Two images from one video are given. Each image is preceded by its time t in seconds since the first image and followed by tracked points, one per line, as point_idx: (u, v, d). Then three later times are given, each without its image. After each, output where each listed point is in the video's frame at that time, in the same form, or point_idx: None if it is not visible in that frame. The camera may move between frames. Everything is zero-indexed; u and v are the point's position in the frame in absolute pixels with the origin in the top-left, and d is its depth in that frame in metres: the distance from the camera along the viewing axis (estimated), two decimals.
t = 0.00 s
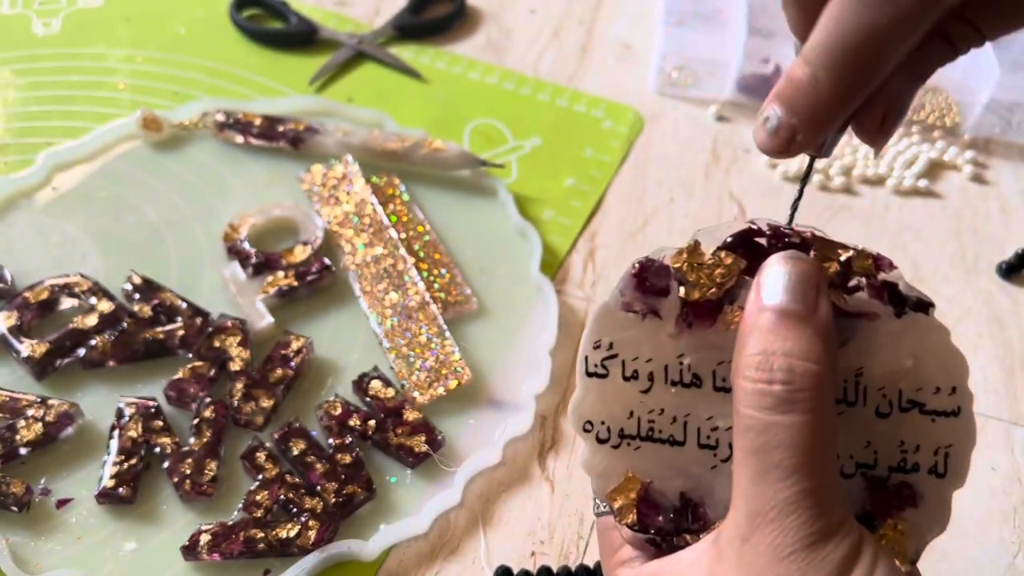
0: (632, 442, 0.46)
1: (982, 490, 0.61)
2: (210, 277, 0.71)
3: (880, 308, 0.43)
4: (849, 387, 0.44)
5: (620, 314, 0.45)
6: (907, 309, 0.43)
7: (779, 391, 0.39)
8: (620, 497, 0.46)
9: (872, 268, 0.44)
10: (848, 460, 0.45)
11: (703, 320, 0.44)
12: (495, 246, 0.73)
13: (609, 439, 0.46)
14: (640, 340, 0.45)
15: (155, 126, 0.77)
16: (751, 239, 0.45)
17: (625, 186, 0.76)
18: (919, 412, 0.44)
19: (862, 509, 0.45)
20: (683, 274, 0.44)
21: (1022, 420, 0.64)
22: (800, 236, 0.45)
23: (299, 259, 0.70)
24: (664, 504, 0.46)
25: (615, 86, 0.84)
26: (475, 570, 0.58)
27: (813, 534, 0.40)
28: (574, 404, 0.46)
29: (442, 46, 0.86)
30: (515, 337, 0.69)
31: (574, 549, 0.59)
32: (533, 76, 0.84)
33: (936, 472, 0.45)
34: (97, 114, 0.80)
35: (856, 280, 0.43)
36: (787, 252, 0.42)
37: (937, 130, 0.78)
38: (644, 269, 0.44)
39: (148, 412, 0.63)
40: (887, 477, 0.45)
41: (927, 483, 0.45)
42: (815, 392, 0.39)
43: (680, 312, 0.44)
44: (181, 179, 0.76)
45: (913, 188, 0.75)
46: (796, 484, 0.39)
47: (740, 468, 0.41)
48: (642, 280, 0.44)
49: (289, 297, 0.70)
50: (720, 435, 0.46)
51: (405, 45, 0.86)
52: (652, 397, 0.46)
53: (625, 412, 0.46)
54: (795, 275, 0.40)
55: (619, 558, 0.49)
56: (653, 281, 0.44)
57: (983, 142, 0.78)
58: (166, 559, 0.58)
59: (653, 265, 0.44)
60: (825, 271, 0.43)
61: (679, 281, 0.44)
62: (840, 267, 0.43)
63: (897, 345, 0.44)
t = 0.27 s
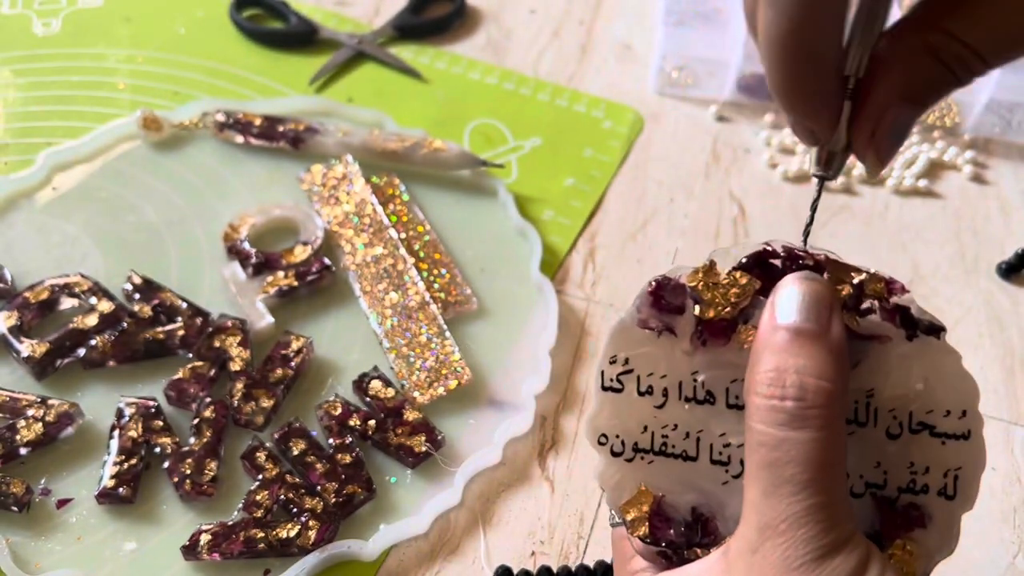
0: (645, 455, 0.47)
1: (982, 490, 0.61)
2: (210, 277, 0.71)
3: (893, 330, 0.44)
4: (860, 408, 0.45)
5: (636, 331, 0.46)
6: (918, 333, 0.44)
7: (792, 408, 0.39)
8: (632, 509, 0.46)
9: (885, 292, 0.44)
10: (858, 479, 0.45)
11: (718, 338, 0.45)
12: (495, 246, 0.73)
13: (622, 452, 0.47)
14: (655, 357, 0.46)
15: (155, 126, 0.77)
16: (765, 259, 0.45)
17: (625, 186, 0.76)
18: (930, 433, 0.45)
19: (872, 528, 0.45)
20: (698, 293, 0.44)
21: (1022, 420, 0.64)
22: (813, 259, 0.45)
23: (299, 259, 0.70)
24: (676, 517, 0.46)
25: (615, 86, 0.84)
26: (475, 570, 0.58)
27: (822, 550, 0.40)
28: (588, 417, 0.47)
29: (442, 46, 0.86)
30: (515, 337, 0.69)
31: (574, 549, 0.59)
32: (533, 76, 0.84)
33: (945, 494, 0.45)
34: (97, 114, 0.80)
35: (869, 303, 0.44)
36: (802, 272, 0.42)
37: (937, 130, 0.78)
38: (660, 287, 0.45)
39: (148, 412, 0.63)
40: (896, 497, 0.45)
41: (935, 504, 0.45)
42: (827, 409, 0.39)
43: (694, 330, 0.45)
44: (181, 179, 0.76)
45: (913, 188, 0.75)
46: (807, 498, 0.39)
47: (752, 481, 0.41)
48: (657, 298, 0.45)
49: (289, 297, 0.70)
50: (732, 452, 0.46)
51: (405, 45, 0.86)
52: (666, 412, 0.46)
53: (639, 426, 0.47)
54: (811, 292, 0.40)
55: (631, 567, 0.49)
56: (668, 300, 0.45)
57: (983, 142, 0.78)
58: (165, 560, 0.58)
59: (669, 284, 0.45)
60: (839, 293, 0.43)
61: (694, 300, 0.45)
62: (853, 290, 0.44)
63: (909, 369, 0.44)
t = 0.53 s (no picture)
0: (644, 455, 0.47)
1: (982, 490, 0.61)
2: (211, 277, 0.72)
3: (903, 335, 0.45)
4: (866, 414, 0.45)
5: (639, 327, 0.46)
6: (929, 339, 0.45)
7: (796, 415, 0.40)
8: (629, 508, 0.47)
9: (898, 296, 0.45)
10: (861, 486, 0.45)
11: (723, 337, 0.45)
12: (494, 247, 0.73)
13: (620, 451, 0.47)
14: (656, 354, 0.46)
15: (155, 126, 0.77)
16: (775, 259, 0.46)
17: (625, 187, 0.76)
18: (935, 442, 0.45)
19: (872, 535, 0.45)
20: (704, 290, 0.45)
21: (1022, 420, 0.64)
22: (825, 260, 0.46)
23: (300, 259, 0.71)
24: (673, 518, 0.47)
25: (615, 86, 0.84)
26: (475, 570, 0.58)
27: (822, 562, 0.40)
28: (588, 413, 0.47)
29: (442, 46, 0.86)
30: (515, 337, 0.69)
31: (574, 548, 0.59)
32: (533, 76, 0.84)
33: (949, 504, 0.45)
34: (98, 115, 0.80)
35: (880, 307, 0.45)
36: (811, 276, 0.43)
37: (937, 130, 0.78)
38: (666, 284, 0.46)
39: (149, 411, 0.63)
40: (898, 506, 0.45)
41: (939, 513, 0.46)
42: (831, 418, 0.40)
43: (699, 328, 0.45)
44: (181, 179, 0.76)
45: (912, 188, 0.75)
46: (808, 508, 0.39)
47: (753, 488, 0.41)
48: (662, 294, 0.46)
49: (289, 297, 0.70)
50: (732, 454, 0.46)
51: (406, 45, 0.86)
52: (666, 411, 0.46)
53: (638, 425, 0.47)
54: (819, 297, 0.41)
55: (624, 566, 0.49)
56: (673, 297, 0.46)
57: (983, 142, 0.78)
58: (166, 560, 0.59)
59: (675, 280, 0.46)
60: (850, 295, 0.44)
61: (699, 297, 0.45)
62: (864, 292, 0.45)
63: (918, 377, 0.45)
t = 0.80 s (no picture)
0: (631, 478, 0.47)
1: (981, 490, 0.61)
2: (211, 277, 0.72)
3: (890, 354, 0.45)
4: (853, 434, 0.45)
5: (624, 350, 0.46)
6: (916, 357, 0.45)
7: (783, 435, 0.40)
8: (617, 532, 0.47)
9: (882, 315, 0.45)
10: (850, 506, 0.45)
11: (707, 359, 0.45)
12: (494, 246, 0.73)
13: (607, 474, 0.47)
14: (641, 377, 0.46)
15: (156, 126, 0.77)
16: (758, 279, 0.46)
17: (625, 187, 0.76)
18: (925, 461, 0.45)
19: (863, 555, 0.46)
20: (688, 311, 0.45)
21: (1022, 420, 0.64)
22: (809, 279, 0.46)
23: (300, 259, 0.71)
24: (661, 542, 0.47)
25: (615, 86, 0.84)
26: (475, 570, 0.59)
27: None
28: (574, 437, 0.47)
29: (442, 46, 0.86)
30: (515, 337, 0.69)
31: (574, 549, 0.59)
32: (533, 76, 0.84)
33: (940, 523, 0.45)
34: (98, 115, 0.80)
35: (865, 326, 0.45)
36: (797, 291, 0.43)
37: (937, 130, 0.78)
38: (649, 306, 0.46)
39: (149, 411, 0.63)
40: (889, 525, 0.45)
41: (929, 533, 0.46)
42: (819, 437, 0.40)
43: (683, 350, 0.45)
44: (181, 180, 0.76)
45: (912, 188, 0.75)
46: (796, 527, 0.40)
47: (742, 507, 0.41)
48: (645, 316, 0.46)
49: (289, 297, 0.70)
50: (720, 475, 0.46)
51: (406, 45, 0.86)
52: (652, 434, 0.47)
53: (624, 447, 0.47)
54: (805, 316, 0.41)
55: None
56: (656, 319, 0.46)
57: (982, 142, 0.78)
58: (166, 560, 0.59)
59: (658, 303, 0.46)
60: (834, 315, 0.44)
61: (683, 319, 0.45)
62: (849, 312, 0.45)
63: (905, 395, 0.45)
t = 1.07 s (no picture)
0: (636, 481, 0.47)
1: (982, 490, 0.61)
2: (210, 277, 0.71)
3: (895, 357, 0.44)
4: (858, 438, 0.45)
5: (629, 351, 0.46)
6: (921, 360, 0.44)
7: (790, 433, 0.41)
8: (622, 535, 0.46)
9: (886, 318, 0.45)
10: (855, 511, 0.45)
11: (712, 361, 0.45)
12: (494, 246, 0.73)
13: (612, 477, 0.47)
14: (647, 379, 0.46)
15: (155, 126, 0.77)
16: (763, 280, 0.46)
17: (625, 187, 0.76)
18: (931, 466, 0.45)
19: (870, 561, 0.45)
20: (693, 313, 0.45)
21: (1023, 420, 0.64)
22: (813, 281, 0.45)
23: (299, 259, 0.70)
24: (666, 546, 0.46)
25: (615, 86, 0.84)
26: (475, 570, 0.58)
27: None
28: (578, 440, 0.47)
29: (442, 46, 0.86)
30: (515, 337, 0.68)
31: (574, 549, 0.59)
32: (533, 76, 0.84)
33: (946, 529, 0.45)
34: (97, 114, 0.80)
35: (870, 329, 0.44)
36: (804, 291, 0.44)
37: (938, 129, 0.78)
38: (654, 307, 0.46)
39: (148, 412, 0.63)
40: (894, 531, 0.45)
41: (936, 539, 0.45)
42: (824, 436, 0.41)
43: (689, 352, 0.45)
44: (181, 179, 0.76)
45: (912, 188, 0.75)
46: (804, 526, 0.41)
47: (747, 504, 0.43)
48: (651, 318, 0.46)
49: (289, 297, 0.70)
50: (726, 478, 0.46)
51: (405, 45, 0.86)
52: (658, 437, 0.46)
53: (630, 451, 0.47)
54: (812, 316, 0.42)
55: None
56: (662, 321, 0.46)
57: (983, 142, 0.78)
58: (165, 561, 0.58)
59: (663, 304, 0.46)
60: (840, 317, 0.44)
61: (688, 321, 0.45)
62: (854, 316, 0.44)
63: (911, 399, 0.45)
